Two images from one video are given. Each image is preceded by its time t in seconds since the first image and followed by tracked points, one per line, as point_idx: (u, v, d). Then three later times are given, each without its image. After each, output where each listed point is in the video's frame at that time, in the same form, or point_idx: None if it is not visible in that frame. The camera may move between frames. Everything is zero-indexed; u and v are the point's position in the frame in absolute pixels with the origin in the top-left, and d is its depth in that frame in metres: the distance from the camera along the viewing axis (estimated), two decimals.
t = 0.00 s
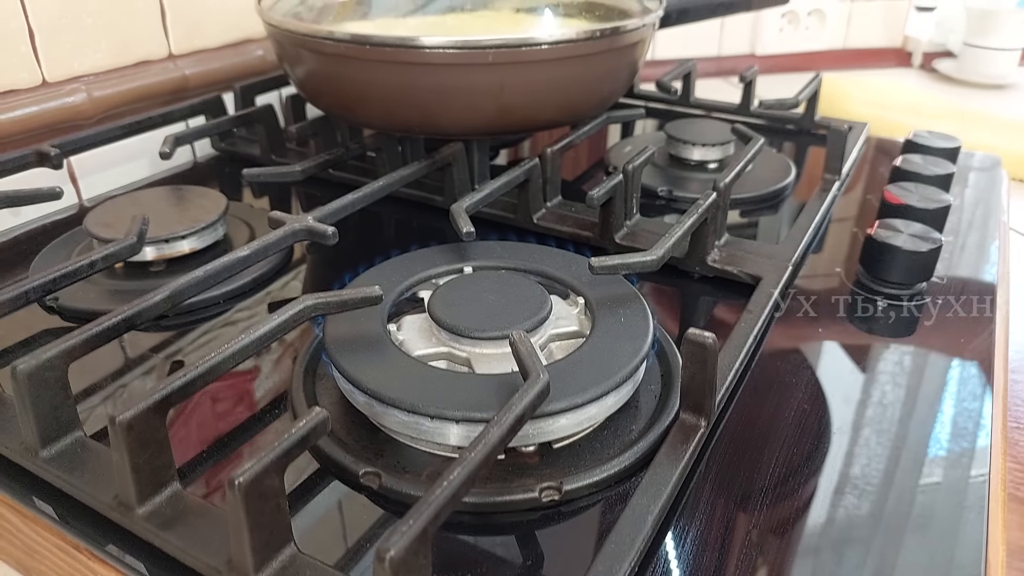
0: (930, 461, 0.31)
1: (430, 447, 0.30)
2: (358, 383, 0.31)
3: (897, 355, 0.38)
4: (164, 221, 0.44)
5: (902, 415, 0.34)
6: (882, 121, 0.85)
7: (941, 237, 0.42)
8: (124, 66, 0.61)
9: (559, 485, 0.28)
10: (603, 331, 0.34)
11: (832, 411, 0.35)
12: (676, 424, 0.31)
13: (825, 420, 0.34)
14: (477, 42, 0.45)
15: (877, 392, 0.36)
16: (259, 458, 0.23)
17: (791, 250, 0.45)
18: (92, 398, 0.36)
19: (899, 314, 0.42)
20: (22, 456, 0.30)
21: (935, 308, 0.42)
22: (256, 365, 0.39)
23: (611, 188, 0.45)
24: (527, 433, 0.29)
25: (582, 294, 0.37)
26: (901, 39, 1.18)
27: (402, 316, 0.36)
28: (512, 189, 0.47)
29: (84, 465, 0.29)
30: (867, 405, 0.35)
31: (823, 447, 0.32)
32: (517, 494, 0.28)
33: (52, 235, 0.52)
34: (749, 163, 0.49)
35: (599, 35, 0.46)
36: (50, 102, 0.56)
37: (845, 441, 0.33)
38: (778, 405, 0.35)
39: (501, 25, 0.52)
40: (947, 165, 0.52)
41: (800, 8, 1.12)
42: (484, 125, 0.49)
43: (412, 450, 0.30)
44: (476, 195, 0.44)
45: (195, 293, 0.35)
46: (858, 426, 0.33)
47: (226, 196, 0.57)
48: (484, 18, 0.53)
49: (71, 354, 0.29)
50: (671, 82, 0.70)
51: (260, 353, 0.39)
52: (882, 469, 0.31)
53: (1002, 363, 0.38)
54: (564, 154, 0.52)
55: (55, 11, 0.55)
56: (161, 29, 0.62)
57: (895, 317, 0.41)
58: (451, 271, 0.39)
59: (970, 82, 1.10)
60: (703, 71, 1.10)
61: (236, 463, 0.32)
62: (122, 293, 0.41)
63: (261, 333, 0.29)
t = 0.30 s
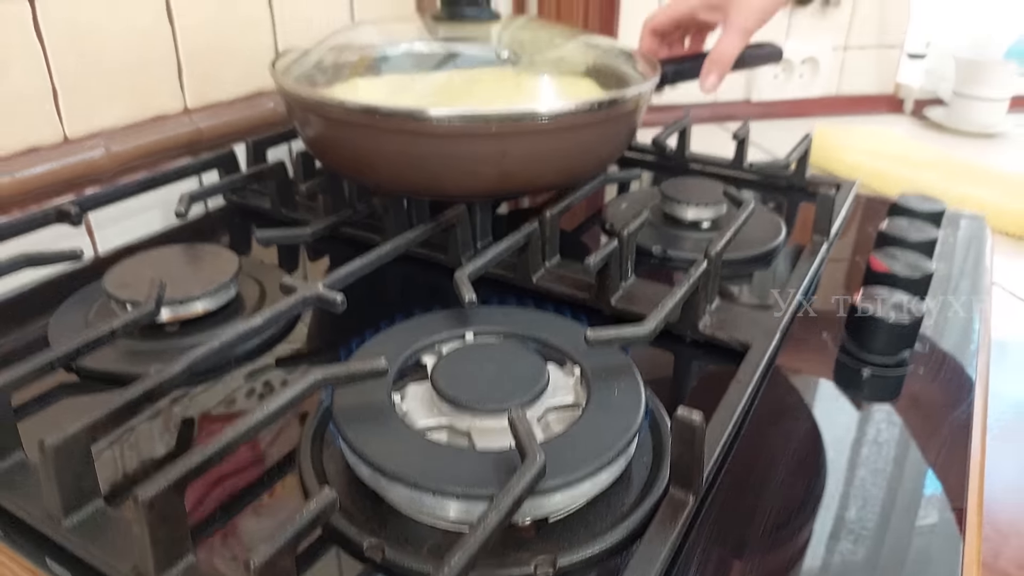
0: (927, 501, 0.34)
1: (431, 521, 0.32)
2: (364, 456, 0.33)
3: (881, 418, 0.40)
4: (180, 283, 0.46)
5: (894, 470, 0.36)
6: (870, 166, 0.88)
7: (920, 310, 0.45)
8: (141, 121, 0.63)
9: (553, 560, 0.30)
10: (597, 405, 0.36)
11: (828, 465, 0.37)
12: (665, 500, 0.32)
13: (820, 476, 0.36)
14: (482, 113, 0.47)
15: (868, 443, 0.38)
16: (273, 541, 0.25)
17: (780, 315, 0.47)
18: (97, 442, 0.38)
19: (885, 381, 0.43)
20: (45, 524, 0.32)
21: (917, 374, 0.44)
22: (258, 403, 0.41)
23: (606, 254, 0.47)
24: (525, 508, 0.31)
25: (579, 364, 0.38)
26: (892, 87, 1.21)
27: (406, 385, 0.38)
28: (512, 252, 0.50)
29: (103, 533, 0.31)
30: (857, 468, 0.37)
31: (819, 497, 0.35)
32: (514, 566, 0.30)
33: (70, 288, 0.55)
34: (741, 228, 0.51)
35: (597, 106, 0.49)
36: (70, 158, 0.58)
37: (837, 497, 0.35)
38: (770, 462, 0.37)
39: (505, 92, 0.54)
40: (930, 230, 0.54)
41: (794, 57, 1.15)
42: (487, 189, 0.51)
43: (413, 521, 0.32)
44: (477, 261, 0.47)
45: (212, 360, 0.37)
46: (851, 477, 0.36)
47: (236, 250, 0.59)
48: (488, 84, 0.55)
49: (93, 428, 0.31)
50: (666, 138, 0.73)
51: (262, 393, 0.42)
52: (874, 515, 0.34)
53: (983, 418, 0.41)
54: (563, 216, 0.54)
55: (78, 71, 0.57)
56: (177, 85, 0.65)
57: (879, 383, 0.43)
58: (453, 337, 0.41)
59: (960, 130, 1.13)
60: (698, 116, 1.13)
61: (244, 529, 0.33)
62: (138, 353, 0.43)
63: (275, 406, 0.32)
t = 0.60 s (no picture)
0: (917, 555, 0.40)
1: None
2: (375, 538, 0.36)
3: (856, 509, 0.44)
4: (209, 353, 0.50)
5: (882, 537, 0.41)
6: (870, 246, 0.92)
7: (899, 409, 0.48)
8: (176, 189, 0.67)
9: None
10: (592, 495, 0.39)
11: (814, 544, 0.41)
12: None
13: (802, 563, 0.40)
14: (494, 208, 0.50)
15: (855, 522, 0.43)
16: None
17: (765, 407, 0.51)
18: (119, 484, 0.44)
19: (864, 475, 0.47)
20: None
21: (894, 469, 0.47)
22: (270, 451, 0.48)
23: (605, 341, 0.51)
24: None
25: (575, 454, 0.42)
26: (896, 158, 1.25)
27: (414, 467, 0.41)
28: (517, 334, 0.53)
29: None
30: (846, 539, 0.41)
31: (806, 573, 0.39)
32: None
33: (104, 350, 0.59)
34: (732, 319, 0.55)
35: (601, 202, 0.52)
36: (109, 224, 0.62)
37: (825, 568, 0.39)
38: (751, 548, 0.41)
39: (516, 179, 0.58)
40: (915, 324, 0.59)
41: (799, 128, 1.19)
42: (497, 273, 0.55)
43: None
44: (484, 342, 0.50)
45: (239, 440, 0.41)
46: (840, 548, 0.41)
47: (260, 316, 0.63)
48: (501, 171, 0.59)
49: (133, 503, 0.35)
50: (669, 216, 0.77)
51: (275, 442, 0.49)
52: None
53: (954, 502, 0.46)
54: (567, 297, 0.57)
55: (121, 144, 0.62)
56: (210, 155, 0.69)
57: (858, 476, 0.47)
58: (459, 420, 0.44)
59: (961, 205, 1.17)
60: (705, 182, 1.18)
61: None
62: (169, 420, 0.47)
63: (296, 489, 0.36)
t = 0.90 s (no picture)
0: None
1: None
2: (381, 550, 0.38)
3: (839, 527, 0.47)
4: (226, 369, 0.53)
5: (864, 565, 0.43)
6: (863, 266, 0.95)
7: (879, 432, 0.51)
8: (193, 207, 0.70)
9: None
10: (584, 510, 0.41)
11: (796, 564, 0.44)
12: None
13: None
14: (498, 235, 0.53)
15: (845, 529, 0.46)
16: None
17: (751, 427, 0.54)
18: (136, 486, 0.47)
19: (843, 494, 0.50)
20: None
21: (873, 490, 0.51)
22: (280, 454, 0.52)
23: (599, 362, 0.53)
24: None
25: (569, 471, 0.44)
26: (892, 176, 1.28)
27: (418, 481, 0.44)
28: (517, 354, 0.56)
29: None
30: (835, 542, 0.45)
31: None
32: None
33: (124, 363, 0.61)
34: (722, 342, 0.57)
35: (599, 229, 0.55)
36: (129, 241, 0.65)
37: (814, 574, 0.42)
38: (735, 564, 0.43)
39: (518, 203, 0.61)
40: (898, 349, 0.64)
41: (797, 147, 1.22)
42: (500, 295, 0.57)
43: None
44: (485, 363, 0.53)
45: (256, 454, 0.44)
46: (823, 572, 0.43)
47: (271, 330, 0.67)
48: (504, 195, 0.62)
49: (156, 514, 0.38)
50: (665, 237, 0.81)
51: (285, 446, 0.52)
52: None
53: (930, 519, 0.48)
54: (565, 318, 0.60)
55: (141, 165, 0.65)
56: (225, 175, 0.72)
57: (838, 495, 0.50)
58: (461, 437, 0.47)
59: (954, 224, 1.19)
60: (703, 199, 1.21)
61: None
62: (189, 433, 0.50)
63: (309, 502, 0.39)
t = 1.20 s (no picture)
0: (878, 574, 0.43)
1: None
2: (387, 537, 0.40)
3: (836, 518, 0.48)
4: (237, 358, 0.54)
5: (862, 561, 0.44)
6: (867, 260, 0.96)
7: (876, 427, 0.52)
8: (205, 197, 0.71)
9: None
10: (584, 501, 0.42)
11: (792, 557, 0.45)
12: None
13: (777, 570, 0.44)
14: (504, 230, 0.54)
15: (844, 517, 0.48)
16: None
17: (751, 420, 0.54)
18: (149, 470, 0.49)
19: (840, 486, 0.51)
20: None
21: (870, 483, 0.52)
22: (289, 440, 0.53)
23: (602, 355, 0.54)
24: None
25: (570, 463, 0.46)
26: (900, 168, 1.27)
27: (424, 471, 0.45)
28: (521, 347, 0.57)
29: None
30: (836, 528, 0.47)
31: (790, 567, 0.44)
32: None
33: (137, 350, 0.63)
34: (724, 336, 0.58)
35: (605, 224, 0.56)
36: (142, 231, 0.66)
37: (808, 566, 0.44)
38: (728, 555, 0.45)
39: (524, 196, 0.61)
40: (898, 345, 0.65)
41: (805, 138, 1.22)
42: (506, 288, 0.58)
43: None
44: (490, 355, 0.54)
45: (266, 443, 0.45)
46: (820, 568, 0.44)
47: (281, 318, 0.68)
48: (511, 187, 0.63)
49: (170, 501, 0.39)
50: (671, 230, 0.82)
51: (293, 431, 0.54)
52: (854, 567, 0.44)
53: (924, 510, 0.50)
54: (569, 310, 0.61)
55: (153, 155, 0.66)
56: (236, 166, 0.73)
57: (835, 487, 0.51)
58: (466, 428, 0.48)
59: (961, 217, 1.19)
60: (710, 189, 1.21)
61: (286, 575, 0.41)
62: (201, 421, 0.51)
63: (318, 491, 0.40)
